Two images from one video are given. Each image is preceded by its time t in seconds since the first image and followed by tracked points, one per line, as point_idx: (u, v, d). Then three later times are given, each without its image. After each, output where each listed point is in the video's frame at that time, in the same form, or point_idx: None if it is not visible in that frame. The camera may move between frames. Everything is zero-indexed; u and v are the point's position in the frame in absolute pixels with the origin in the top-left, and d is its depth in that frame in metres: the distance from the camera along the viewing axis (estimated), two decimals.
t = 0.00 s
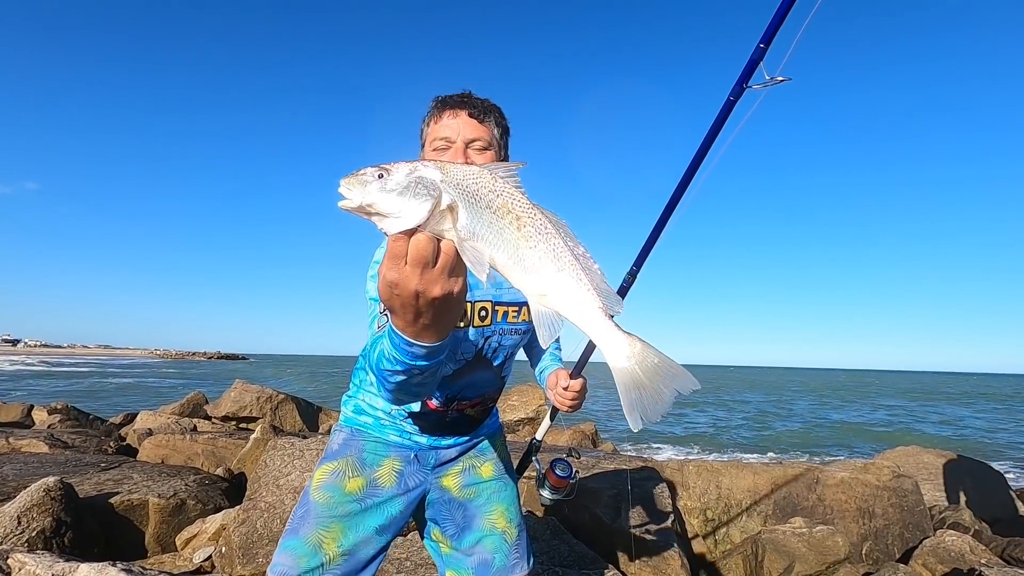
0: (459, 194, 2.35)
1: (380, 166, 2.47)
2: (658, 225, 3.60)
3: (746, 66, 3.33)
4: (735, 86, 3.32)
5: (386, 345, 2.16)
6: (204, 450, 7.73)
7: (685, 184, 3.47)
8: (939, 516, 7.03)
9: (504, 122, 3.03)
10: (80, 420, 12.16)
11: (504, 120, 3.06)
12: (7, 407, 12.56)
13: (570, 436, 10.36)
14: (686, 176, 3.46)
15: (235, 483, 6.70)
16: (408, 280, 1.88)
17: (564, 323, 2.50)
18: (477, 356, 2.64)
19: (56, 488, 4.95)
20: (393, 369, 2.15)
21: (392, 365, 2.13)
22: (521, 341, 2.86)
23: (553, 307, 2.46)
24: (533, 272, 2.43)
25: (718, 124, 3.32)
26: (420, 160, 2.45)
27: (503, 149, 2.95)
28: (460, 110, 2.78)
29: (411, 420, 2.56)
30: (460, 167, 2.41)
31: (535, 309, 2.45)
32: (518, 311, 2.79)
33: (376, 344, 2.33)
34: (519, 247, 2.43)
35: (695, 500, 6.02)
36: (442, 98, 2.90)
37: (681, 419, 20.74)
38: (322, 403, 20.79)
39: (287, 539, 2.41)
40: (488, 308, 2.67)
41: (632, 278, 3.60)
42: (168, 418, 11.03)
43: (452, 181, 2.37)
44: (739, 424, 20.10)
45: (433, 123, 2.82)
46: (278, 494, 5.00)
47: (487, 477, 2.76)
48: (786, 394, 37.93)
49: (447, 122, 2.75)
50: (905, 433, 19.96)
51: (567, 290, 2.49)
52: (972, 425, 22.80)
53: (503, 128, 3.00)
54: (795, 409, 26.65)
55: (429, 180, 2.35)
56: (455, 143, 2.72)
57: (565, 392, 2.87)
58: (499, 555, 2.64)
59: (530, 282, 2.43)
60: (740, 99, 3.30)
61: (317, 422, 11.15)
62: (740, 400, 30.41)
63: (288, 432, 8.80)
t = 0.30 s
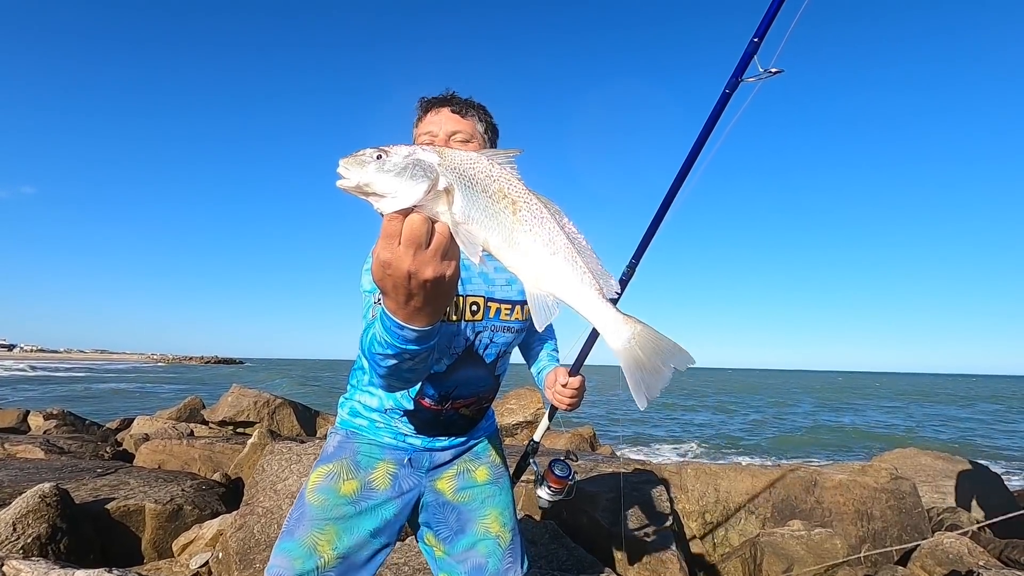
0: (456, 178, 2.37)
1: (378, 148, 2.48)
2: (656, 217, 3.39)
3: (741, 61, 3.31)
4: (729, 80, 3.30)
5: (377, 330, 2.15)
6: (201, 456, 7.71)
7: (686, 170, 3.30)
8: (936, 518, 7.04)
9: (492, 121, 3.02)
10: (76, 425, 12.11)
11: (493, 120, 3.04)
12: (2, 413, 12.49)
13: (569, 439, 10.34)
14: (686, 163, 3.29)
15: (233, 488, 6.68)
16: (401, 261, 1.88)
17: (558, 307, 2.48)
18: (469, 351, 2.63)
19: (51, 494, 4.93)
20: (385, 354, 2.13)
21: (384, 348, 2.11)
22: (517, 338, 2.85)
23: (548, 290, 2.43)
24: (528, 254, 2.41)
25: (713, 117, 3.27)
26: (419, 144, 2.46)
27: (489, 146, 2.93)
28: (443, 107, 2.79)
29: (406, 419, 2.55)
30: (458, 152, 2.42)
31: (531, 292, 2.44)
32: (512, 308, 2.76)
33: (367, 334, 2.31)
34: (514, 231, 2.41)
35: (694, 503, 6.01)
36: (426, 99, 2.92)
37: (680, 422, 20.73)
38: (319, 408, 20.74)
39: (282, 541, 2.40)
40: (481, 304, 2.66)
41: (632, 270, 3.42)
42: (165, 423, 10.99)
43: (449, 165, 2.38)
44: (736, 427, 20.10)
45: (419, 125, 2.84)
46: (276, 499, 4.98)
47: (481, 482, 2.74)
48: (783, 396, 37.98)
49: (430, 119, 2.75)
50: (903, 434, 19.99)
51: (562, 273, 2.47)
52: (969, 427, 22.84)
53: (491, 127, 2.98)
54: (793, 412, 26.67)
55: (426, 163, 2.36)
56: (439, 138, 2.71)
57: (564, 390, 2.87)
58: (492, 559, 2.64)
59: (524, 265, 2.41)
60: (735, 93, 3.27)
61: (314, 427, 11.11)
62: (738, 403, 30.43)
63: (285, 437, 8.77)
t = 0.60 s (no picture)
0: (461, 236, 2.36)
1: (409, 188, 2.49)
2: (652, 212, 3.39)
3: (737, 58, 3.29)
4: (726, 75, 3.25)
5: (361, 340, 2.11)
6: (200, 457, 7.70)
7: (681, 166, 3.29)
8: (935, 519, 7.04)
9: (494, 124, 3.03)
10: (75, 427, 12.09)
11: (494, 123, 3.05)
12: None
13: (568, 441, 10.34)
14: (679, 162, 3.30)
15: (231, 489, 6.66)
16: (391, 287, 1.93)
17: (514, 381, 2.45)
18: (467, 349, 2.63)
19: (49, 496, 4.92)
20: (366, 365, 2.09)
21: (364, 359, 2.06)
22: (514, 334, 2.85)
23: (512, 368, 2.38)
24: (499, 328, 2.37)
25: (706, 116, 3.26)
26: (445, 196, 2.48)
27: (491, 145, 2.92)
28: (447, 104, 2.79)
29: (399, 416, 2.55)
30: (475, 214, 2.43)
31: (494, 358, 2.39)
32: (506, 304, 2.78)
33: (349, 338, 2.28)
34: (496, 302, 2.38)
35: (693, 504, 6.01)
36: (428, 96, 2.91)
37: (679, 424, 20.71)
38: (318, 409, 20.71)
39: (278, 545, 2.36)
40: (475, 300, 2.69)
41: (627, 266, 3.43)
42: (164, 425, 10.97)
43: (461, 222, 2.39)
44: (736, 428, 20.07)
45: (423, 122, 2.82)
46: (275, 501, 4.98)
47: (479, 485, 2.75)
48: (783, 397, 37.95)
49: (435, 115, 2.75)
50: (902, 435, 20.01)
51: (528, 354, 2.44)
52: (969, 427, 22.83)
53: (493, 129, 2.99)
54: (794, 412, 26.62)
55: (441, 215, 2.36)
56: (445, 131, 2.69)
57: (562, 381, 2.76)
58: (491, 562, 2.62)
59: (496, 336, 2.37)
60: (727, 92, 3.24)
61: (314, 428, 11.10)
62: (738, 404, 30.41)
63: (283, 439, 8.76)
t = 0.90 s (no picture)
0: (442, 345, 2.09)
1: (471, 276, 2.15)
2: (638, 181, 3.47)
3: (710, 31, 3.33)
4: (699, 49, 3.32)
5: (346, 325, 2.05)
6: (200, 457, 7.70)
7: (663, 136, 3.37)
8: (936, 521, 7.04)
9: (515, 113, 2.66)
10: (76, 427, 12.11)
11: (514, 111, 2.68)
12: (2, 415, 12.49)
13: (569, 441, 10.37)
14: (658, 136, 3.37)
15: (232, 490, 6.66)
16: (389, 330, 1.90)
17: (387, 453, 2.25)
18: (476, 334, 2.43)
19: (50, 496, 4.92)
20: (337, 348, 2.04)
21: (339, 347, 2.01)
22: (515, 310, 2.69)
23: (397, 455, 2.18)
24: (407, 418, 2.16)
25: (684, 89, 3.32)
26: (474, 296, 2.17)
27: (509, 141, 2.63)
28: (471, 93, 2.45)
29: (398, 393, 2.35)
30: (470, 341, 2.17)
31: (388, 424, 2.16)
32: (508, 277, 2.61)
33: (329, 305, 2.19)
34: (421, 401, 2.15)
35: (693, 505, 6.01)
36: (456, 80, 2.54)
37: (679, 425, 20.76)
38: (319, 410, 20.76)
39: (267, 550, 2.13)
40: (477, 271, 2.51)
41: (619, 234, 3.49)
42: (164, 425, 10.99)
43: (456, 334, 2.12)
44: (736, 429, 20.14)
45: (442, 105, 2.50)
46: (275, 502, 4.98)
47: (479, 492, 2.49)
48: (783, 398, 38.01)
49: (456, 107, 2.42)
50: (902, 436, 20.05)
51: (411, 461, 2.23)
52: (968, 429, 22.88)
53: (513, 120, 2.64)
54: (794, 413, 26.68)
55: (451, 319, 2.06)
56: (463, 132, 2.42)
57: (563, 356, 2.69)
58: None
59: (401, 419, 2.15)
60: (702, 59, 3.32)
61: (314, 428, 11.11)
62: (739, 405, 30.48)
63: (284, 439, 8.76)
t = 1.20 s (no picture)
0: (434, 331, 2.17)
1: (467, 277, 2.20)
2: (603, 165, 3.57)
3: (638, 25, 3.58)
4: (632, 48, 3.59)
5: (345, 296, 2.05)
6: (202, 453, 7.72)
7: (619, 120, 3.57)
8: (938, 523, 7.03)
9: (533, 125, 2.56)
10: (78, 422, 12.15)
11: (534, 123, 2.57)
12: (5, 409, 12.53)
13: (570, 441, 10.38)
14: (612, 124, 3.58)
15: (233, 486, 6.67)
16: (390, 305, 1.94)
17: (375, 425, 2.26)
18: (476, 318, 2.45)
19: (53, 491, 4.94)
20: (332, 318, 2.04)
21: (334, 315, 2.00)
22: (518, 304, 2.67)
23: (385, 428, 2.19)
24: (397, 396, 2.18)
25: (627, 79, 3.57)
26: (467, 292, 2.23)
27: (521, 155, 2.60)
28: (496, 108, 2.37)
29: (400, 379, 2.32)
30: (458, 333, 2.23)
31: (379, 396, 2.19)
32: (510, 269, 2.58)
33: (326, 277, 2.19)
34: (410, 380, 2.18)
35: (694, 505, 6.01)
36: (483, 86, 2.44)
37: (681, 425, 20.76)
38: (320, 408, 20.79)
39: (268, 552, 2.11)
40: (477, 258, 2.49)
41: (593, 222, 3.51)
42: (167, 421, 11.02)
43: (448, 324, 2.19)
44: (738, 429, 20.12)
45: (465, 111, 2.40)
46: (276, 498, 4.99)
47: (482, 493, 2.48)
48: (785, 399, 37.95)
49: (480, 122, 2.36)
50: (905, 438, 20.02)
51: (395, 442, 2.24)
52: (971, 431, 22.84)
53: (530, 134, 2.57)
54: (796, 415, 26.65)
55: (446, 307, 2.13)
56: (481, 150, 2.39)
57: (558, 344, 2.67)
58: None
59: (392, 394, 2.17)
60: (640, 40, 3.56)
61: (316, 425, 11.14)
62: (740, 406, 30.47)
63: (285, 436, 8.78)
